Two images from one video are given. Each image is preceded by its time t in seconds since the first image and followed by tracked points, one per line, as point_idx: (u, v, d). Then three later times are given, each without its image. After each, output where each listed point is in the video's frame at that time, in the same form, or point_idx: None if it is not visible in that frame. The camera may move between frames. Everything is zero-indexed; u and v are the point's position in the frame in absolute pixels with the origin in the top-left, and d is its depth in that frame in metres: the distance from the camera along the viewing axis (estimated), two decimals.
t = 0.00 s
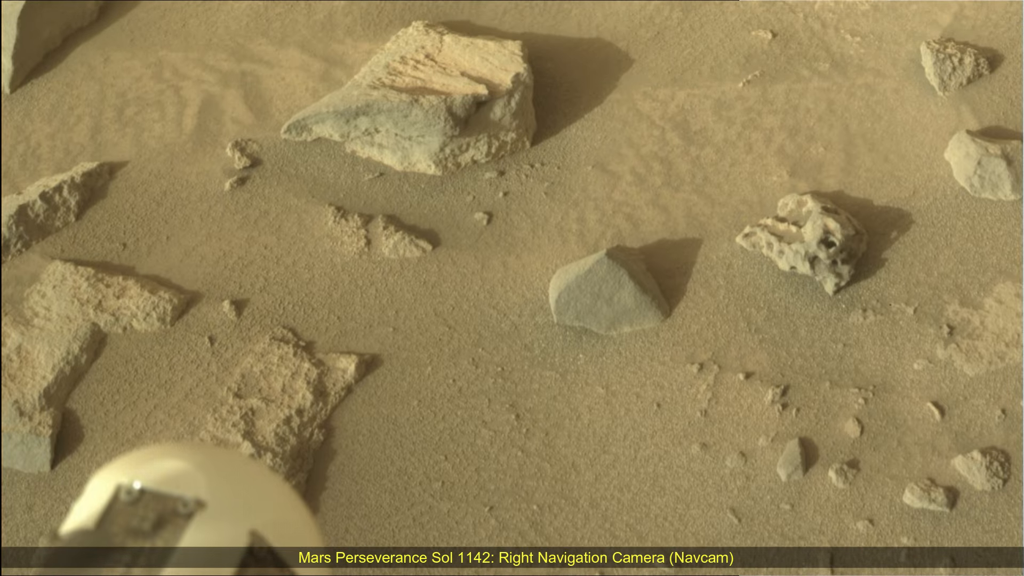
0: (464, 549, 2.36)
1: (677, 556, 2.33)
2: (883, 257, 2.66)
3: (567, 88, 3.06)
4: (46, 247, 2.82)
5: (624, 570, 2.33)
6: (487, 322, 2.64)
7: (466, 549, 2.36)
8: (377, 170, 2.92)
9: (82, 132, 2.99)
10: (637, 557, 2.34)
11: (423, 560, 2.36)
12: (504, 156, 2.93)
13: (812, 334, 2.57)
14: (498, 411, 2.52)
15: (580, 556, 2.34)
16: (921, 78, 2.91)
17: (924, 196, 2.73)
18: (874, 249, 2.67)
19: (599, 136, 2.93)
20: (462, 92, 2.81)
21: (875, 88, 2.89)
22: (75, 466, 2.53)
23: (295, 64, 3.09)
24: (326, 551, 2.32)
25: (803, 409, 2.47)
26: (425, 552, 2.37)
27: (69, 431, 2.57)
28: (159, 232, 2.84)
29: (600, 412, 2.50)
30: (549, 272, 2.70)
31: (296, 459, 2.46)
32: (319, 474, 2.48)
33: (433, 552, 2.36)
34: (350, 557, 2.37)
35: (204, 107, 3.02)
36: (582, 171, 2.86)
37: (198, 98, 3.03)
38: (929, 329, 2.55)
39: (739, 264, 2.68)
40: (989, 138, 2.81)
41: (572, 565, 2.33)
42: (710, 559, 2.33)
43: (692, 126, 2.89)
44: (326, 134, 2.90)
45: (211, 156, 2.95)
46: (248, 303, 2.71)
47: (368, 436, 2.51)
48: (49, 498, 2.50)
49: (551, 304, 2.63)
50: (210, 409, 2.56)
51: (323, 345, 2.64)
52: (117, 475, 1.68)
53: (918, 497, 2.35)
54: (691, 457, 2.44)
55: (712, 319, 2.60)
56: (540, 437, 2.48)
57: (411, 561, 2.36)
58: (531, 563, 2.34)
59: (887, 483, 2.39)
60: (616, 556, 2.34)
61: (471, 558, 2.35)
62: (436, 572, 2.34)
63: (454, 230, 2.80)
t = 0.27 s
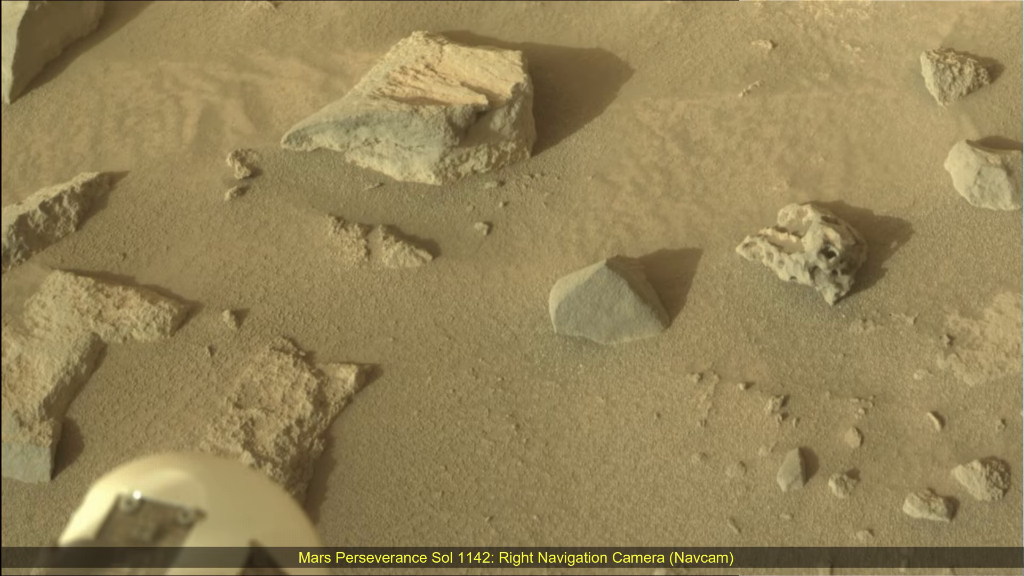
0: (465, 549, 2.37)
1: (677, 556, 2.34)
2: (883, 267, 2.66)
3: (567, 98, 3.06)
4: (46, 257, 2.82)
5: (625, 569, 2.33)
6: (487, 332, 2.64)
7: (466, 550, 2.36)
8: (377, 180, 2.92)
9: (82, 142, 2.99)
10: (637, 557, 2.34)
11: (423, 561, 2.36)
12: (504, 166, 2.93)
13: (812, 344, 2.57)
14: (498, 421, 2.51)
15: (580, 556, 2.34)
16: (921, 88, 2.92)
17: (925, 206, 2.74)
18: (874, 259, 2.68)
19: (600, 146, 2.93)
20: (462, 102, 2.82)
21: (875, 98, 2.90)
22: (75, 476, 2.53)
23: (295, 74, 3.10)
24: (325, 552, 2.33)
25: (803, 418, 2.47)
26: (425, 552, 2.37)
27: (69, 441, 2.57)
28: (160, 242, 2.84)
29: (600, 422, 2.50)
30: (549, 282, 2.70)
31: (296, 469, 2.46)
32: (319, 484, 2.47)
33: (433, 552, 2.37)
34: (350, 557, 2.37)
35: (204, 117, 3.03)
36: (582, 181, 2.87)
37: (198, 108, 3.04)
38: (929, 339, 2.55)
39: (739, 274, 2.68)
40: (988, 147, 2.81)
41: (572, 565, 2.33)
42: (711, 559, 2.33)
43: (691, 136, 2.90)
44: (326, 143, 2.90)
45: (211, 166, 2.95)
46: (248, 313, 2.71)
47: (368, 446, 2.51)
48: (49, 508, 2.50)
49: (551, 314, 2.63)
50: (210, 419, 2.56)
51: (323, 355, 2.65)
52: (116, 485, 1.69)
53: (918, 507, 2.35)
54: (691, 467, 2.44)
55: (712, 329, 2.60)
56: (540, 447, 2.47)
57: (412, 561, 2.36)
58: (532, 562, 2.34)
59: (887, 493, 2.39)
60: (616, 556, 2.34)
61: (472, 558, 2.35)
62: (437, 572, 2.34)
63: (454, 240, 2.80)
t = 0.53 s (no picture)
0: (465, 549, 2.38)
1: (677, 556, 2.34)
2: (883, 277, 2.67)
3: (567, 108, 3.07)
4: (46, 266, 2.82)
5: (624, 569, 2.33)
6: (487, 342, 2.64)
7: (466, 550, 2.37)
8: (377, 190, 2.93)
9: (82, 152, 3.00)
10: (638, 557, 2.35)
11: (423, 560, 2.37)
12: (504, 176, 2.94)
13: (812, 354, 2.57)
14: (498, 431, 2.51)
15: (580, 556, 2.35)
16: (921, 98, 2.93)
17: (924, 216, 2.74)
18: (874, 269, 2.68)
19: (600, 156, 2.94)
20: (462, 112, 2.83)
21: (875, 108, 2.91)
22: (74, 486, 2.52)
23: (295, 84, 3.11)
24: (324, 552, 2.35)
25: (803, 429, 2.47)
26: (425, 552, 2.38)
27: (69, 451, 2.57)
28: (160, 252, 2.84)
29: (600, 432, 2.50)
30: (549, 292, 2.71)
31: (296, 479, 2.46)
32: (319, 494, 2.47)
33: (433, 552, 2.37)
34: (350, 557, 2.39)
35: (204, 127, 3.04)
36: (582, 191, 2.87)
37: (198, 118, 3.05)
38: (929, 349, 2.55)
39: (739, 284, 2.68)
40: (989, 157, 2.82)
41: (572, 565, 2.34)
42: (711, 559, 2.34)
43: (691, 146, 2.90)
44: (326, 153, 2.91)
45: (211, 176, 2.96)
46: (248, 323, 2.71)
47: (368, 456, 2.51)
48: (49, 518, 2.50)
49: (551, 324, 2.63)
50: (210, 429, 2.55)
51: (323, 365, 2.65)
52: (117, 494, 1.70)
53: (918, 517, 2.34)
54: (691, 477, 2.44)
55: (712, 339, 2.60)
56: (540, 457, 2.47)
57: (411, 561, 2.37)
58: (532, 563, 2.35)
59: (887, 503, 2.39)
60: (616, 557, 2.35)
61: (471, 557, 2.36)
62: (436, 572, 2.35)
63: (454, 250, 2.81)
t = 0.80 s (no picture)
0: (464, 549, 2.38)
1: (677, 556, 2.35)
2: (883, 287, 2.67)
3: (567, 118, 3.08)
4: (46, 277, 2.83)
5: (624, 570, 2.34)
6: (486, 352, 2.64)
7: (466, 550, 2.38)
8: (377, 200, 2.93)
9: (82, 162, 3.01)
10: (637, 557, 2.35)
11: (423, 561, 2.37)
12: (504, 186, 2.94)
13: (812, 364, 2.57)
14: (498, 441, 2.51)
15: (580, 557, 2.36)
16: (921, 109, 2.94)
17: (925, 226, 2.74)
18: (874, 279, 2.68)
19: (600, 166, 2.95)
20: (462, 122, 2.83)
21: (875, 118, 2.92)
22: (75, 497, 2.52)
23: (295, 94, 3.12)
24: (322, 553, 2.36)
25: (803, 439, 2.47)
26: (425, 552, 2.39)
27: (69, 461, 2.56)
28: (159, 262, 2.85)
29: (600, 442, 2.50)
30: (549, 302, 2.71)
31: (296, 489, 2.45)
32: (319, 504, 2.47)
33: (433, 552, 2.38)
34: (350, 557, 2.39)
35: (204, 137, 3.05)
36: (582, 202, 2.88)
37: (198, 128, 3.06)
38: (929, 359, 2.55)
39: (739, 294, 2.69)
40: (988, 167, 2.82)
41: (572, 565, 2.35)
42: (710, 559, 2.34)
43: (691, 156, 2.91)
44: (326, 164, 2.91)
45: (211, 186, 2.96)
46: (248, 333, 2.71)
47: (368, 466, 2.51)
48: (49, 528, 2.49)
49: (551, 335, 2.63)
50: (210, 439, 2.55)
51: (323, 375, 2.65)
52: (116, 505, 1.73)
53: (918, 527, 2.34)
54: (691, 487, 2.43)
55: (712, 349, 2.61)
56: (540, 467, 2.47)
57: (412, 561, 2.37)
58: (532, 563, 2.35)
59: (887, 513, 2.38)
60: (616, 557, 2.36)
61: (471, 557, 2.37)
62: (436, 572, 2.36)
63: (454, 260, 2.81)
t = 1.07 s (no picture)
0: (464, 549, 2.39)
1: (677, 556, 2.36)
2: (883, 297, 2.67)
3: (567, 128, 3.09)
4: (46, 287, 2.83)
5: (624, 569, 2.35)
6: (487, 362, 2.64)
7: (466, 550, 2.39)
8: (377, 210, 2.94)
9: (82, 172, 3.01)
10: (637, 556, 2.36)
11: (423, 560, 2.39)
12: (504, 196, 2.95)
13: (812, 374, 2.57)
14: (498, 451, 2.51)
15: (580, 556, 2.37)
16: (921, 119, 2.94)
17: (925, 236, 2.75)
18: (874, 289, 2.68)
19: (600, 176, 2.95)
20: (462, 132, 2.84)
21: (875, 128, 2.93)
22: (74, 507, 2.52)
23: (295, 104, 3.13)
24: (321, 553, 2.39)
25: (803, 449, 2.46)
26: (425, 552, 2.40)
27: (69, 471, 2.56)
28: (160, 272, 2.85)
29: (600, 452, 2.49)
30: (549, 312, 2.71)
31: (296, 499, 2.45)
32: (319, 514, 2.47)
33: (433, 552, 2.39)
34: (350, 557, 2.41)
35: (204, 147, 3.05)
36: (582, 212, 2.88)
37: (198, 138, 3.07)
38: (929, 369, 2.55)
39: (739, 304, 2.69)
40: (989, 178, 2.82)
41: (572, 565, 2.36)
42: (710, 559, 2.35)
43: (692, 166, 2.92)
44: (327, 174, 2.92)
45: (211, 197, 2.97)
46: (248, 343, 2.71)
47: (368, 476, 2.51)
48: (49, 538, 2.49)
49: (551, 345, 2.64)
50: (210, 449, 2.55)
51: (323, 385, 2.64)
52: (116, 514, 1.74)
53: (918, 537, 2.34)
54: (691, 497, 2.43)
55: (713, 359, 2.61)
56: (540, 477, 2.47)
57: (412, 561, 2.39)
58: (532, 562, 2.36)
59: (887, 523, 2.38)
60: (616, 556, 2.37)
61: (472, 557, 2.38)
62: (436, 572, 2.37)
63: (454, 270, 2.81)
